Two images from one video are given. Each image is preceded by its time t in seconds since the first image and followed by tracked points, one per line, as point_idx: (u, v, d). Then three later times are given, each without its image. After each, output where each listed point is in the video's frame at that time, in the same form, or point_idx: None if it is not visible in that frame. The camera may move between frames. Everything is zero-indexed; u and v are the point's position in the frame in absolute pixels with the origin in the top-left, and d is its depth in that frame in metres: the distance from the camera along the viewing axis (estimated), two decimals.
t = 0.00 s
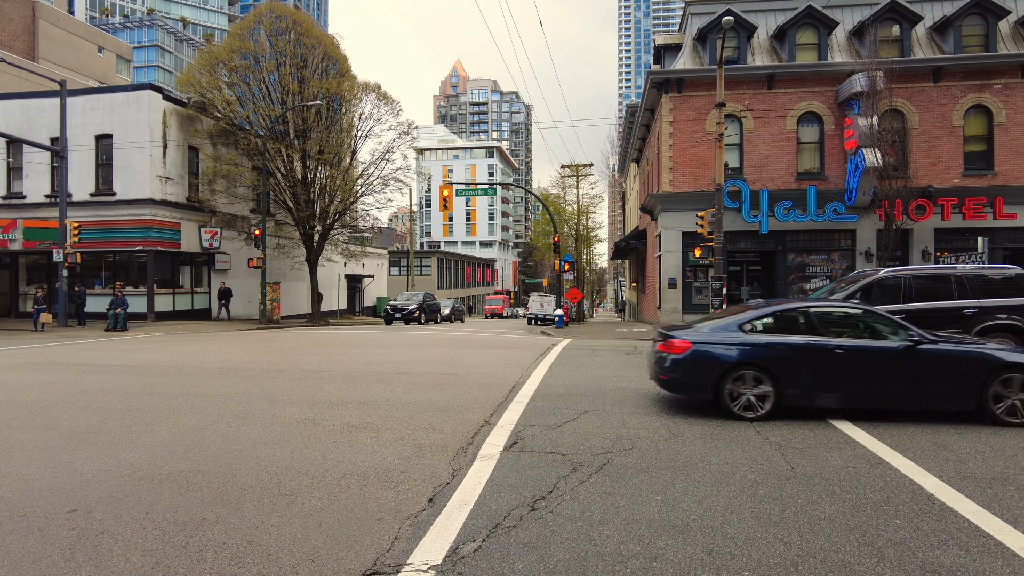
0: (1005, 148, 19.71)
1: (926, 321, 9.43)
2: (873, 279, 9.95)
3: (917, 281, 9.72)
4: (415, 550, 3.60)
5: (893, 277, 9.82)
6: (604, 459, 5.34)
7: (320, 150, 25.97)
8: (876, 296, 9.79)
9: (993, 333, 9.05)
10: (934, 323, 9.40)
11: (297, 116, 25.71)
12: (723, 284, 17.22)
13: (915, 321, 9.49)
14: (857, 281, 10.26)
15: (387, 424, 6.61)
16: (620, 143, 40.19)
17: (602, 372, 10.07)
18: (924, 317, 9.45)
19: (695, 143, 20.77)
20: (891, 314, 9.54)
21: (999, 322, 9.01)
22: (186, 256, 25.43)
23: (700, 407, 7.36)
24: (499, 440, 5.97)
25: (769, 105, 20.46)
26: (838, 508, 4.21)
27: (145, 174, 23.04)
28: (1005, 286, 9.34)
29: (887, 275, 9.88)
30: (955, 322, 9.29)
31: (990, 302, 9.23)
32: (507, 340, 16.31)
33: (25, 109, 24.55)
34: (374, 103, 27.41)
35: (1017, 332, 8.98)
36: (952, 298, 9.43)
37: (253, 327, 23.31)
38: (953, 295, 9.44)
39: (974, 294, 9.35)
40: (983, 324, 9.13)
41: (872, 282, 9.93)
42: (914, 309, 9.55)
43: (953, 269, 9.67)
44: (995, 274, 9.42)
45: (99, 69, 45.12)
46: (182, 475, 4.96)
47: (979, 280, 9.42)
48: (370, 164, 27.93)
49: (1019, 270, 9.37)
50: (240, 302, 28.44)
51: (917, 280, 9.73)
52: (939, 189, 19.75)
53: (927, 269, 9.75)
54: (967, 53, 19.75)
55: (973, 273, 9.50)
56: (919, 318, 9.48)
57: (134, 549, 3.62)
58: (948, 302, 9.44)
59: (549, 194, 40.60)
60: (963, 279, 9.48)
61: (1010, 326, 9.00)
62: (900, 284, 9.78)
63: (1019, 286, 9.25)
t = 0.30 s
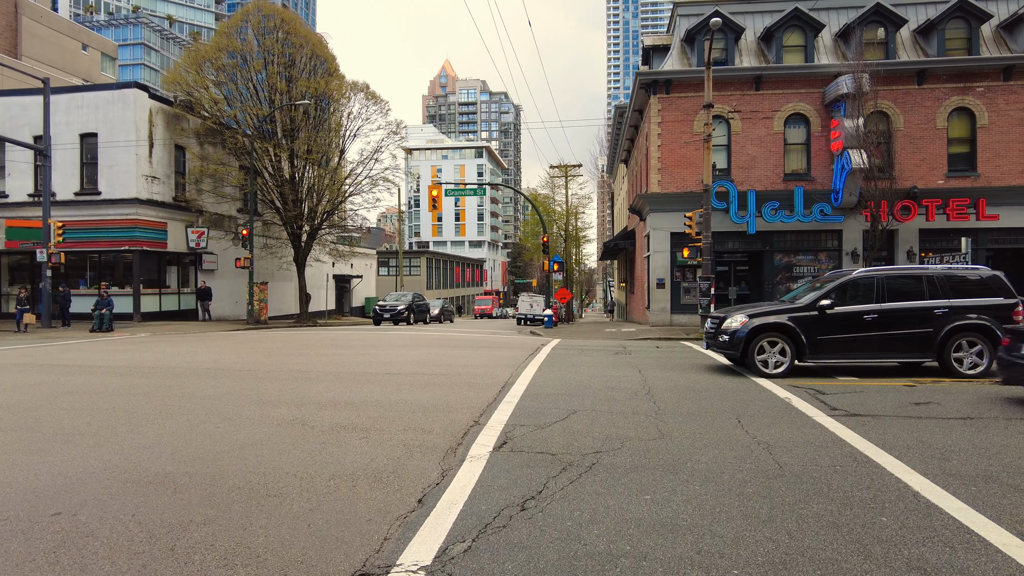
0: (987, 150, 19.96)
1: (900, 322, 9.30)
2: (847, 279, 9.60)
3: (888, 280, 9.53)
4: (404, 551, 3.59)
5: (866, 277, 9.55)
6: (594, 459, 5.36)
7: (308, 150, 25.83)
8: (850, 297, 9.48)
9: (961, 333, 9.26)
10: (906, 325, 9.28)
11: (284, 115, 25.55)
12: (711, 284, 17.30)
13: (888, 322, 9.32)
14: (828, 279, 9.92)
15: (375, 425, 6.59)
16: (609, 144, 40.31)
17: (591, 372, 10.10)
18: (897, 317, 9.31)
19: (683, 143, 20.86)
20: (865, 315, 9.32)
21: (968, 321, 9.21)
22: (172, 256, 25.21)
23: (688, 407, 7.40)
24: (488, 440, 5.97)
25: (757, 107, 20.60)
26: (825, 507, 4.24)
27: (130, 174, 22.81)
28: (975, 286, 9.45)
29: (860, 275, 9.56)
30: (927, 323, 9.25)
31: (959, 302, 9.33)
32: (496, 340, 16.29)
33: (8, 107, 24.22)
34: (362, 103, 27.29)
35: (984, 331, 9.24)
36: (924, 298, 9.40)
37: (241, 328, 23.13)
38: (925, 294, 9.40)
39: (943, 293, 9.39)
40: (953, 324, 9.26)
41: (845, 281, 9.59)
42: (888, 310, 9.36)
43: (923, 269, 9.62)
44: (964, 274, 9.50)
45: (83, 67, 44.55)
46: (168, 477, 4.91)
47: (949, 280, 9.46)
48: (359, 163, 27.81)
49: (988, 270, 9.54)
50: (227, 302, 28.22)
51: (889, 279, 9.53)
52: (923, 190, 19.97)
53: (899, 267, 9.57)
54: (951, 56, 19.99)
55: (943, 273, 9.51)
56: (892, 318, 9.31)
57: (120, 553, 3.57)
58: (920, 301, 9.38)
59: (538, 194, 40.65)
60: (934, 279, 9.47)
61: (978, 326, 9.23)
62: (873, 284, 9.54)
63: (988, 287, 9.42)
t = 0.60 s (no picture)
0: (980, 151, 20.07)
1: (870, 323, 9.34)
2: (819, 279, 9.63)
3: (859, 281, 9.58)
4: (400, 552, 3.58)
5: (837, 277, 9.60)
6: (589, 459, 5.36)
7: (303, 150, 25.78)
8: (822, 297, 9.52)
9: (930, 333, 9.31)
10: (876, 325, 9.32)
11: (279, 116, 25.50)
12: (705, 285, 17.35)
13: (859, 322, 9.36)
14: (801, 279, 9.95)
15: (371, 426, 6.57)
16: (604, 144, 40.38)
17: (586, 373, 10.12)
18: (867, 317, 9.35)
19: (677, 144, 20.90)
20: (836, 316, 9.36)
21: (937, 321, 9.25)
22: (166, 257, 25.12)
23: (683, 407, 7.43)
24: (484, 441, 5.97)
25: (751, 108, 20.66)
26: (820, 506, 4.25)
27: (124, 174, 22.70)
28: (945, 286, 9.48)
29: (832, 275, 9.60)
30: (898, 323, 9.30)
31: (929, 302, 9.38)
32: (492, 341, 16.28)
33: None
34: (357, 103, 27.25)
35: (954, 331, 9.28)
36: (895, 298, 9.44)
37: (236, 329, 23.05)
38: (895, 295, 9.45)
39: (914, 293, 9.44)
40: (923, 324, 9.30)
41: (817, 281, 9.63)
42: (859, 310, 9.40)
43: (895, 269, 9.66)
44: (934, 275, 9.53)
45: (76, 67, 44.31)
46: (161, 478, 4.89)
47: (920, 280, 9.51)
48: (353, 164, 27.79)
49: (959, 271, 9.57)
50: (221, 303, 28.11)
51: (860, 280, 9.59)
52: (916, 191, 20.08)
53: (870, 268, 9.62)
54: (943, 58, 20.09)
55: (914, 273, 9.56)
56: (863, 318, 9.36)
57: (113, 555, 3.56)
58: (890, 301, 9.43)
59: (533, 195, 40.68)
60: (904, 279, 9.53)
61: (948, 326, 9.27)
62: (844, 284, 9.59)
63: (959, 289, 9.44)
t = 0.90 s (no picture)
0: (973, 152, 20.16)
1: (834, 323, 9.37)
2: (784, 279, 9.66)
3: (823, 281, 9.62)
4: (396, 552, 3.58)
5: (801, 277, 9.63)
6: (585, 459, 5.37)
7: (299, 150, 25.74)
8: (786, 297, 9.55)
9: (893, 332, 9.35)
10: (839, 324, 9.35)
11: (274, 115, 25.44)
12: (701, 284, 17.38)
13: (822, 322, 9.38)
14: (767, 279, 9.98)
15: (367, 426, 6.56)
16: (599, 145, 40.43)
17: (582, 373, 10.13)
18: (831, 317, 9.38)
19: (673, 144, 20.93)
20: (800, 315, 9.38)
21: (899, 321, 9.29)
22: (161, 257, 25.03)
23: (679, 406, 7.44)
24: (480, 441, 5.97)
25: (747, 108, 20.71)
26: (815, 506, 4.26)
27: (118, 173, 22.61)
28: (908, 287, 9.54)
29: (797, 275, 9.64)
30: (861, 322, 9.34)
31: (892, 302, 9.42)
32: (488, 341, 16.28)
33: None
34: (352, 103, 27.20)
35: (915, 331, 9.33)
36: (858, 297, 9.47)
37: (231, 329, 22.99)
38: (859, 294, 9.48)
39: (877, 293, 9.48)
40: (885, 324, 9.34)
41: (782, 282, 9.65)
42: (823, 310, 9.43)
43: (859, 269, 9.71)
44: (897, 275, 9.58)
45: (69, 66, 44.16)
46: (155, 479, 4.87)
47: (882, 281, 9.56)
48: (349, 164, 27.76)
49: (921, 271, 9.64)
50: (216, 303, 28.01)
51: (825, 280, 9.62)
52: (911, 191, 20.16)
53: (834, 268, 9.66)
54: (937, 59, 20.17)
55: (877, 273, 9.61)
56: (827, 318, 9.38)
57: (108, 556, 3.54)
58: (853, 301, 9.46)
59: (529, 195, 40.69)
60: (868, 279, 9.57)
61: (910, 326, 9.31)
62: (809, 284, 9.62)
63: (921, 290, 9.50)
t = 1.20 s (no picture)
0: (963, 153, 20.32)
1: (785, 323, 9.39)
2: (736, 279, 9.68)
3: (775, 281, 9.64)
4: (390, 553, 3.58)
5: (753, 277, 9.66)
6: (578, 459, 5.37)
7: (291, 150, 25.66)
8: (737, 297, 9.57)
9: (842, 333, 9.41)
10: (790, 325, 9.38)
11: (267, 115, 25.37)
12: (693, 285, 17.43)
13: (773, 322, 9.40)
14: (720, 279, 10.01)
15: (360, 427, 6.55)
16: (592, 145, 40.52)
17: (574, 373, 10.16)
18: (782, 317, 9.39)
19: (665, 145, 20.98)
20: (751, 316, 9.40)
21: (848, 322, 9.33)
22: (152, 257, 24.89)
23: (671, 406, 7.46)
24: (473, 441, 5.97)
25: (739, 109, 20.79)
26: (807, 505, 4.29)
27: (109, 173, 22.46)
28: (858, 288, 9.58)
29: (748, 275, 9.67)
30: (811, 323, 9.37)
31: (841, 302, 9.46)
32: (480, 341, 16.28)
33: None
34: (345, 102, 27.14)
35: (864, 331, 9.38)
36: (809, 298, 9.51)
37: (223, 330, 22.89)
38: (810, 295, 9.52)
39: (827, 294, 9.53)
40: (835, 324, 9.39)
41: (734, 282, 9.67)
42: (774, 310, 9.45)
43: (810, 270, 9.75)
44: (848, 275, 9.63)
45: (59, 65, 43.91)
46: (146, 481, 4.85)
47: (833, 281, 9.59)
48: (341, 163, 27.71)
49: (870, 271, 9.71)
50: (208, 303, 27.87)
51: (777, 280, 9.65)
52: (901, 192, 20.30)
53: (785, 268, 9.69)
54: (927, 61, 20.32)
55: (827, 274, 9.65)
56: (777, 318, 9.40)
57: (99, 559, 3.51)
58: (804, 302, 9.50)
59: (522, 195, 40.72)
60: (819, 280, 9.61)
61: (860, 326, 9.36)
62: (760, 284, 9.65)
63: (871, 291, 9.55)
